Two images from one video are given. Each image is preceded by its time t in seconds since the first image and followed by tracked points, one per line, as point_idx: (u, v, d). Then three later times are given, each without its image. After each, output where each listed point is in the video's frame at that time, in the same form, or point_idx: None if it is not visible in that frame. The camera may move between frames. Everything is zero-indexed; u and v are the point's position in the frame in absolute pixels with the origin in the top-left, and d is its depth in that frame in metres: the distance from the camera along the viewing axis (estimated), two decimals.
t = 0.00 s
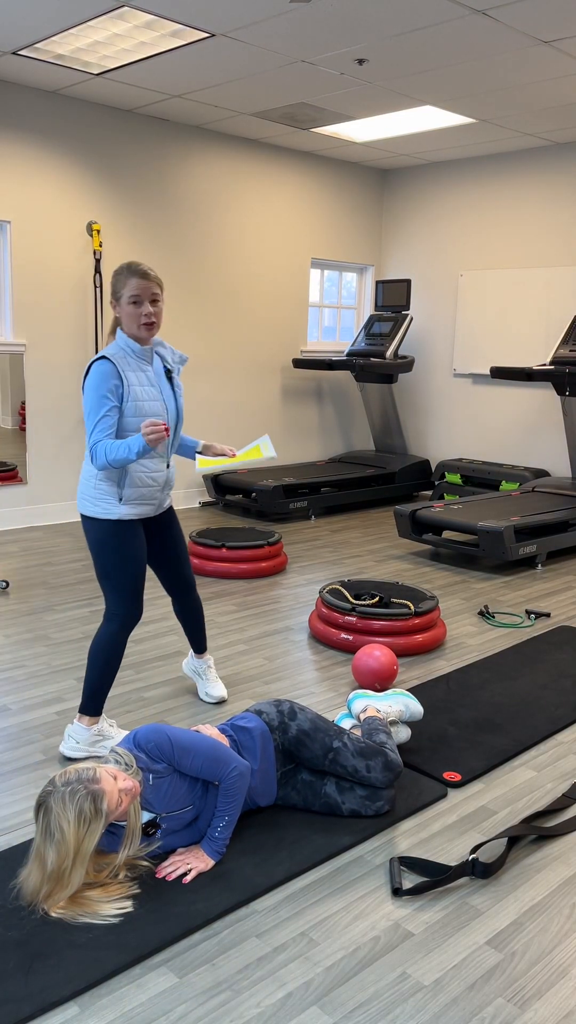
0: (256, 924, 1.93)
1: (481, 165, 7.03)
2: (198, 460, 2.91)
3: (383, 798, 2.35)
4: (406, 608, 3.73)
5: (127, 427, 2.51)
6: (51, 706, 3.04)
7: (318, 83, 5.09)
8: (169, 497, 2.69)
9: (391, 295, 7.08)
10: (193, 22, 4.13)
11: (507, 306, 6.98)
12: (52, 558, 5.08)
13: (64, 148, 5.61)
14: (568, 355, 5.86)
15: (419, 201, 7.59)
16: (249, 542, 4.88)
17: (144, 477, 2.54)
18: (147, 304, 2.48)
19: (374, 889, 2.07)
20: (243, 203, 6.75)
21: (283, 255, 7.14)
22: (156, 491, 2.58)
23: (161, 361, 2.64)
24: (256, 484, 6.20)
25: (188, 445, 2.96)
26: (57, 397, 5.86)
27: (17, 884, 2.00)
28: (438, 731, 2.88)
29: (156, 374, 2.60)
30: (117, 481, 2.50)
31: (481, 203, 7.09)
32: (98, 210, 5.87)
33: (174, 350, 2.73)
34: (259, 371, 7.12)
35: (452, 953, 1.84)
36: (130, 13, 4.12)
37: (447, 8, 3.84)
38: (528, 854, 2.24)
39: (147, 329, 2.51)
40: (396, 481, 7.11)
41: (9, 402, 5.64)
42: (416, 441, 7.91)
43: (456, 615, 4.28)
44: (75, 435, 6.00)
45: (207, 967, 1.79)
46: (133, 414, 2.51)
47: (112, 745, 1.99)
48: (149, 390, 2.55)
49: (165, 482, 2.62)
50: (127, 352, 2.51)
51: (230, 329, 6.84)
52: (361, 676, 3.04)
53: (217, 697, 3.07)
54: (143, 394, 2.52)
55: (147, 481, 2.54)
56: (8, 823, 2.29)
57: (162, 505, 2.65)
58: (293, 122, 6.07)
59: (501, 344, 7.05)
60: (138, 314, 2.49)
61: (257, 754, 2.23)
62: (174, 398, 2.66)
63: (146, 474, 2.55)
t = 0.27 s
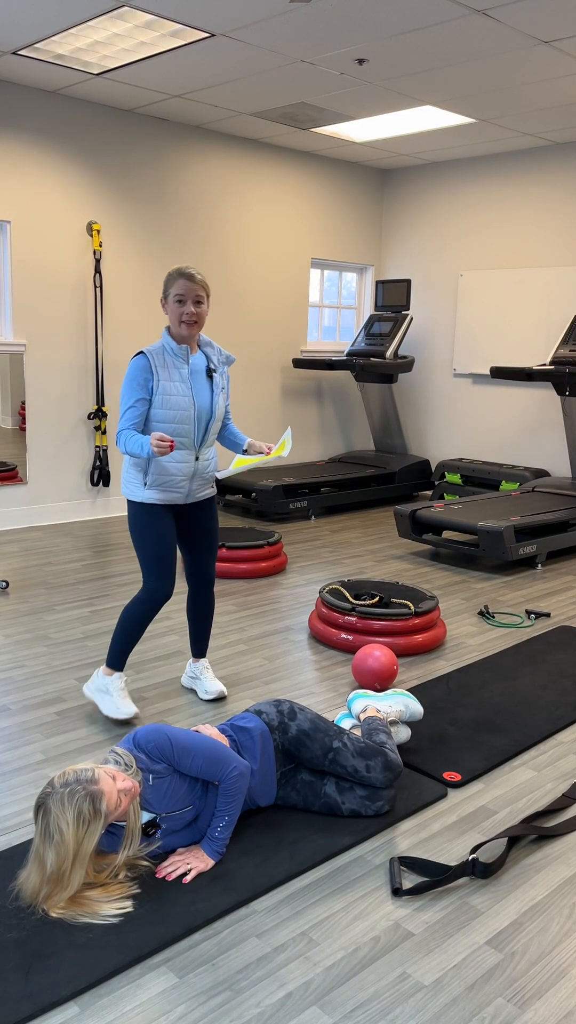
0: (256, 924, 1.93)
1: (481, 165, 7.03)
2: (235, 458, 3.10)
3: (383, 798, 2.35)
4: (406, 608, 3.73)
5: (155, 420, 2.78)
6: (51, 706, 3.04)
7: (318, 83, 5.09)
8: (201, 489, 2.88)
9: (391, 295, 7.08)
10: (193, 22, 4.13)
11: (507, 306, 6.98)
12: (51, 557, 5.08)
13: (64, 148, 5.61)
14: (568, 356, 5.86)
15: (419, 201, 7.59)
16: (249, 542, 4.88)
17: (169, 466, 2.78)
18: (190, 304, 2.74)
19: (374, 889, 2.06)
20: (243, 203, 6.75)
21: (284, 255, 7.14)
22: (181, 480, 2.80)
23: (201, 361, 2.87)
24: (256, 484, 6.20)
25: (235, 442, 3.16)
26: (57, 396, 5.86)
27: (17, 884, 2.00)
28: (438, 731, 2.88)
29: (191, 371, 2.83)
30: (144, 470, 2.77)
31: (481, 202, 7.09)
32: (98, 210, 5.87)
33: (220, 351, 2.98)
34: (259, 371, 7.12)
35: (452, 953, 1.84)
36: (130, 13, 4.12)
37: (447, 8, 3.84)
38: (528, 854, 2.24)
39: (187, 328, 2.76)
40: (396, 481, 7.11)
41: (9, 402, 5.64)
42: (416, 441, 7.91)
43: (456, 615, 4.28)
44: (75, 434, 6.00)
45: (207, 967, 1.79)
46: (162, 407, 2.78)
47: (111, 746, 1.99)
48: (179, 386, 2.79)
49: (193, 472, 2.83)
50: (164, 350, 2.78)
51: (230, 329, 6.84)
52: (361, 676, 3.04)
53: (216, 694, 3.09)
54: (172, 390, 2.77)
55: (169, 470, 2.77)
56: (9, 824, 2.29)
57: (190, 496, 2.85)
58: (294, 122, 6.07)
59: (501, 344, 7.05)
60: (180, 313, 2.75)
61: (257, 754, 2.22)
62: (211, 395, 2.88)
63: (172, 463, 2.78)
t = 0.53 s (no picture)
0: (256, 924, 1.93)
1: (481, 165, 7.03)
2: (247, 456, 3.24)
3: (383, 798, 2.36)
4: (406, 608, 3.73)
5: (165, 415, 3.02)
6: (51, 706, 3.04)
7: (318, 83, 5.09)
8: (211, 482, 3.05)
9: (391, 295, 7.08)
10: (193, 22, 4.13)
11: (507, 306, 6.98)
12: (51, 557, 5.08)
13: (64, 148, 5.61)
14: (568, 356, 5.87)
15: (419, 201, 7.59)
16: (249, 542, 4.88)
17: (177, 458, 3.00)
18: (201, 303, 2.92)
19: (374, 889, 2.07)
20: (243, 203, 6.75)
21: (284, 255, 7.14)
22: (188, 471, 3.01)
23: (211, 360, 3.06)
24: (256, 484, 6.20)
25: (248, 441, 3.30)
26: (57, 396, 5.86)
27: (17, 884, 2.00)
28: (438, 731, 2.88)
29: (199, 370, 3.02)
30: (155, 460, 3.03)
31: (481, 202, 7.09)
32: (98, 210, 5.87)
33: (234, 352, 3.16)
34: (259, 371, 7.12)
35: (452, 953, 1.84)
36: (130, 13, 4.12)
37: (447, 8, 3.84)
38: (528, 854, 2.24)
39: (198, 327, 2.95)
40: (396, 481, 7.11)
41: (9, 402, 5.64)
42: (416, 441, 7.91)
43: (456, 615, 4.28)
44: (75, 434, 6.00)
45: (207, 967, 1.80)
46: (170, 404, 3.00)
47: (111, 747, 1.97)
48: (187, 384, 2.99)
49: (199, 464, 3.01)
50: (174, 350, 3.00)
51: (230, 329, 6.84)
52: (361, 675, 3.04)
53: (216, 693, 3.09)
54: (179, 387, 2.99)
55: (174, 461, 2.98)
56: (9, 824, 2.30)
57: (199, 487, 3.04)
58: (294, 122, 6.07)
59: (501, 344, 7.05)
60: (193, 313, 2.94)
61: (257, 754, 2.22)
62: (217, 392, 3.06)
63: (179, 455, 3.00)
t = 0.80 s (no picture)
0: (256, 924, 1.93)
1: (481, 165, 7.03)
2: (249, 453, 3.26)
3: (382, 798, 2.36)
4: (406, 608, 3.74)
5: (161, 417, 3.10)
6: (51, 706, 3.04)
7: (318, 83, 5.09)
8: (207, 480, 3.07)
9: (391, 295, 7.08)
10: (193, 22, 4.13)
11: (506, 306, 6.98)
12: (51, 558, 5.08)
13: (64, 148, 5.61)
14: (568, 356, 5.87)
15: (419, 201, 7.59)
16: (249, 542, 4.88)
17: (172, 457, 3.06)
18: (195, 304, 2.99)
19: (374, 889, 2.07)
20: (243, 202, 6.74)
21: (284, 255, 7.14)
22: (184, 469, 3.06)
23: (204, 361, 3.11)
24: (256, 484, 6.20)
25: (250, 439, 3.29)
26: (57, 396, 5.86)
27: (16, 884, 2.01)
28: (438, 731, 2.88)
29: (191, 370, 3.09)
30: (155, 457, 3.11)
31: (481, 202, 7.09)
32: (98, 210, 5.86)
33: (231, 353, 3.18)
34: (259, 371, 7.12)
35: (452, 953, 1.84)
36: (130, 13, 4.12)
37: (447, 8, 3.84)
38: (528, 854, 2.24)
39: (191, 328, 3.02)
40: (396, 481, 7.10)
41: (9, 402, 5.64)
42: (416, 441, 7.91)
43: (456, 614, 4.28)
44: (75, 434, 6.00)
45: (207, 967, 1.79)
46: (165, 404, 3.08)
47: (112, 748, 1.97)
48: (178, 384, 3.06)
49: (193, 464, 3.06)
50: (168, 352, 3.09)
51: (229, 328, 6.84)
52: (361, 675, 3.04)
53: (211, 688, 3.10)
54: (170, 387, 3.06)
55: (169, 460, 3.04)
56: (9, 823, 2.29)
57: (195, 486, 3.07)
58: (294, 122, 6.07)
59: (501, 344, 7.05)
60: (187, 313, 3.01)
61: (257, 754, 2.22)
62: (209, 391, 3.09)
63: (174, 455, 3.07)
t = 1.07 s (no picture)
0: (256, 924, 1.93)
1: (481, 165, 7.03)
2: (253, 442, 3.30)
3: (383, 798, 2.36)
4: (406, 608, 3.74)
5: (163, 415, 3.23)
6: (51, 706, 3.04)
7: (318, 83, 5.09)
8: (209, 467, 3.15)
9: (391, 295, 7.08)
10: (193, 22, 4.13)
11: (507, 306, 6.98)
12: (51, 558, 5.09)
13: (64, 148, 5.61)
14: (568, 355, 5.87)
15: (419, 201, 7.58)
16: (249, 542, 4.88)
17: (174, 450, 3.18)
18: (187, 304, 3.08)
19: (374, 889, 2.07)
20: (243, 202, 6.74)
21: (284, 255, 7.14)
22: (184, 461, 3.16)
23: (200, 358, 3.20)
24: (256, 484, 6.20)
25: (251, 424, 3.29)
26: (57, 396, 5.86)
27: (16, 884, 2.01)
28: (438, 731, 2.88)
29: (187, 368, 3.19)
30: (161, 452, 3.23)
31: (481, 202, 7.09)
32: (98, 210, 5.87)
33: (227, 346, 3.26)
34: (259, 371, 7.12)
35: (452, 953, 1.84)
36: (130, 13, 4.12)
37: (446, 8, 3.84)
38: (528, 854, 2.24)
39: (185, 328, 3.12)
40: (396, 481, 7.10)
41: (9, 402, 5.64)
42: (416, 441, 7.91)
43: (456, 614, 4.28)
44: (75, 434, 6.01)
45: (207, 967, 1.80)
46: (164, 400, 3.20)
47: (112, 749, 1.97)
48: (175, 382, 3.17)
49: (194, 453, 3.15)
50: (167, 352, 3.20)
51: (229, 328, 6.84)
52: (361, 675, 3.04)
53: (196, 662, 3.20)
54: (167, 386, 3.18)
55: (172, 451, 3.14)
56: (9, 823, 2.29)
57: (198, 473, 3.15)
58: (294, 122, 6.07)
59: (501, 344, 7.05)
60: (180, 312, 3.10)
61: (258, 754, 2.22)
62: (204, 384, 3.18)
63: (176, 448, 3.17)
